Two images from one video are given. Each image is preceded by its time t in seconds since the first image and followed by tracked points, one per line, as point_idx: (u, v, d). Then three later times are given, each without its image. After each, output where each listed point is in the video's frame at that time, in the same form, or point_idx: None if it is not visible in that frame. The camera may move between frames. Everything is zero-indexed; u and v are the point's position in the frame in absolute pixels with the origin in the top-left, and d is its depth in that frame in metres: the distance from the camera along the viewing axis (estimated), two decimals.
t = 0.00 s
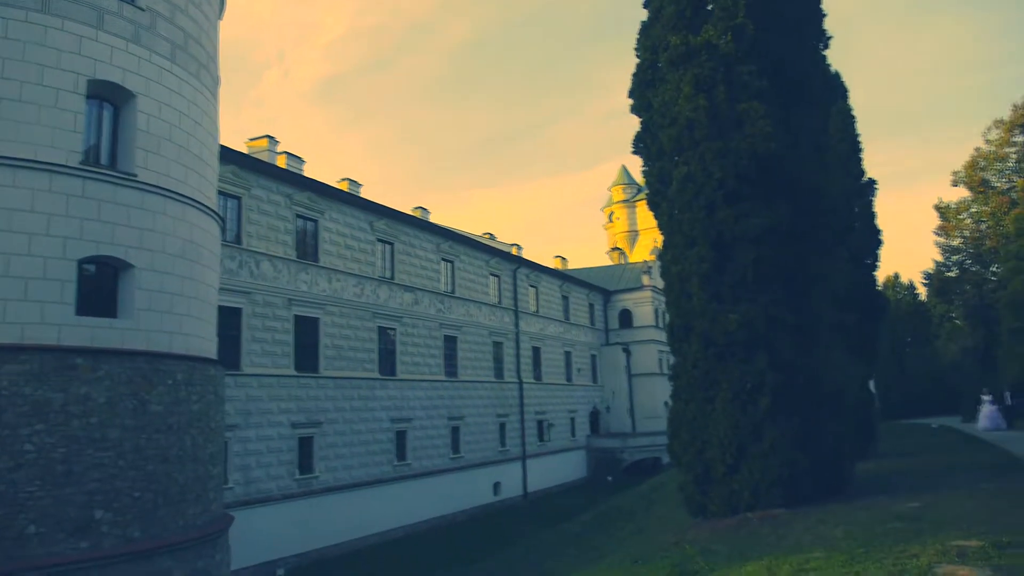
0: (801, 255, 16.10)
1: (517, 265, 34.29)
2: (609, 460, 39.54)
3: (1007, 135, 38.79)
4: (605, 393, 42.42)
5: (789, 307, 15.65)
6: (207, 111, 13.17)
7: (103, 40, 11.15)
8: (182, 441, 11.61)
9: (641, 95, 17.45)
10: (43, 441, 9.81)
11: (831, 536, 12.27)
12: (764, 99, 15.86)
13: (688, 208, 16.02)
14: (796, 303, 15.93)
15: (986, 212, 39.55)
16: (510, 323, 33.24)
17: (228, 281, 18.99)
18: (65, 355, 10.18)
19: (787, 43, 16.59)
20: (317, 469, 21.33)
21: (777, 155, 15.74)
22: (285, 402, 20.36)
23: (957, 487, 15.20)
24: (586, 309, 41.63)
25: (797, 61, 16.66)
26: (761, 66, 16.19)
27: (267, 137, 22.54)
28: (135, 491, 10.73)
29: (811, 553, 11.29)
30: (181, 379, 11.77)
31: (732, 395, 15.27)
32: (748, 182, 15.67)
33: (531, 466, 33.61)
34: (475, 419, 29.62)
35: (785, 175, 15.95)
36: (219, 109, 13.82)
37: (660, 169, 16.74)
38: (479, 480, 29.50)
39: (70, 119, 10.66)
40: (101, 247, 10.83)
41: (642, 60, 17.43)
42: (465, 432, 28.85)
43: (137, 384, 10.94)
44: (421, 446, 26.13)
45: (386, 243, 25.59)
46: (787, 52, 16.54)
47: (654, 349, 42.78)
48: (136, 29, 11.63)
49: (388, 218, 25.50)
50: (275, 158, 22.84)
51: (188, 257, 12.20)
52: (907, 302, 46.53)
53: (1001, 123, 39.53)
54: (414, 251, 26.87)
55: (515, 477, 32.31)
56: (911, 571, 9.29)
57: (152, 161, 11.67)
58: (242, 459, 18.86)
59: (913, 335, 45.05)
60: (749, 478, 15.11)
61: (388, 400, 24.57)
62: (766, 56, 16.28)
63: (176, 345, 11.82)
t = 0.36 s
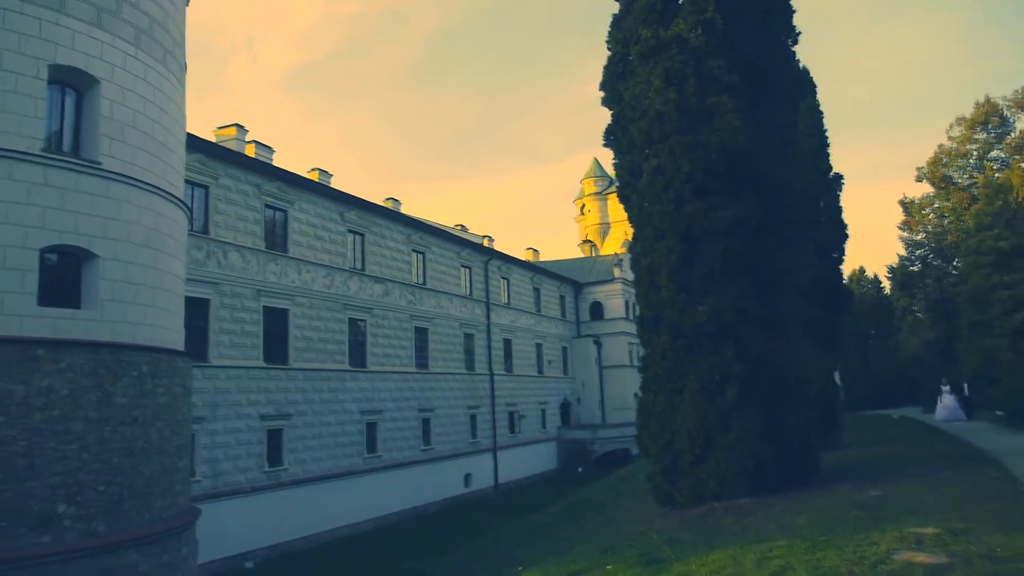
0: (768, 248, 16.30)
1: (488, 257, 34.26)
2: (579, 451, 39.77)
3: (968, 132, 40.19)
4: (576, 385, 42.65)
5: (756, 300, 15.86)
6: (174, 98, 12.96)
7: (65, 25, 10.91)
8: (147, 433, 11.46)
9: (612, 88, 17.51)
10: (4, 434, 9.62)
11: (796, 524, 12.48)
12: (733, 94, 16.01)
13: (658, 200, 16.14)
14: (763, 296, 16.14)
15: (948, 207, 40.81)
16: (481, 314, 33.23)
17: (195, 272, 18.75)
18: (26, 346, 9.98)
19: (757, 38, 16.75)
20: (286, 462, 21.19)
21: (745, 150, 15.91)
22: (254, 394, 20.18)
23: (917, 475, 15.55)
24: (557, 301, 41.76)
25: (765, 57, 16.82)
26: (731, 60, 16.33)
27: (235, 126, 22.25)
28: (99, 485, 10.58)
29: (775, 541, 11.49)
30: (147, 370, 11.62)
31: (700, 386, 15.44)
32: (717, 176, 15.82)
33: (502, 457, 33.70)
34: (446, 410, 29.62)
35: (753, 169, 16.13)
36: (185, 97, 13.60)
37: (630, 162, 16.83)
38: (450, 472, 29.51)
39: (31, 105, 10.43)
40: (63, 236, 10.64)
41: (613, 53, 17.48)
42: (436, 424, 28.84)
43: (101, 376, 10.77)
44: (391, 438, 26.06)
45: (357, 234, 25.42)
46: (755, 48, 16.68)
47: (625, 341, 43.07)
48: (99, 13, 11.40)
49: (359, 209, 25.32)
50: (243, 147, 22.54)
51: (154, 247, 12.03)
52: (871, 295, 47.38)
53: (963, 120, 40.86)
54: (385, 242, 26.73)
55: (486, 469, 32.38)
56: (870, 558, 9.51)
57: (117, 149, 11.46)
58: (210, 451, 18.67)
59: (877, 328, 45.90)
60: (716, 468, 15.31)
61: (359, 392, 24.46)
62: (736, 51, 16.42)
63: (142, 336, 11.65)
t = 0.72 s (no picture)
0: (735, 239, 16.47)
1: (459, 248, 34.19)
2: (548, 441, 40.00)
3: (931, 128, 41.15)
4: (545, 375, 42.86)
5: (723, 292, 16.07)
6: (138, 85, 12.75)
7: (25, 8, 10.66)
8: (111, 426, 11.30)
9: (582, 80, 17.56)
10: None
11: (759, 512, 12.73)
12: (703, 88, 16.15)
13: (626, 193, 16.26)
14: (730, 287, 16.34)
15: (910, 202, 41.76)
16: (451, 305, 33.20)
17: (160, 262, 18.48)
18: None
19: (726, 32, 16.90)
20: (254, 453, 21.03)
21: (713, 143, 16.08)
22: (221, 385, 19.99)
23: (877, 464, 15.90)
24: (527, 292, 41.85)
25: (735, 51, 16.97)
26: (700, 54, 16.48)
27: (202, 113, 21.91)
28: (62, 478, 10.44)
29: (739, 528, 11.70)
30: (111, 361, 11.46)
31: (667, 376, 15.63)
32: (686, 169, 15.98)
33: (471, 448, 33.78)
34: (416, 401, 29.61)
35: (721, 163, 16.30)
36: (150, 83, 13.37)
37: (600, 155, 16.92)
38: (420, 462, 29.52)
39: None
40: (22, 224, 10.43)
41: (583, 45, 17.53)
42: (405, 415, 28.81)
43: (64, 367, 10.60)
44: (361, 429, 25.99)
45: (326, 224, 25.22)
46: (725, 42, 16.82)
47: (595, 332, 43.33)
48: None
49: (328, 199, 25.12)
50: (210, 135, 22.23)
51: (117, 236, 11.84)
52: (835, 287, 48.22)
53: (926, 116, 41.78)
54: (354, 233, 26.56)
55: (456, 460, 32.43)
56: (830, 544, 9.74)
57: (79, 135, 11.25)
58: (176, 443, 18.48)
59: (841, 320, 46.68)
60: (682, 457, 15.55)
61: (328, 383, 24.34)
62: (705, 45, 16.57)
63: (105, 327, 11.48)
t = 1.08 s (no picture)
0: (704, 230, 16.60)
1: (429, 239, 34.06)
2: (518, 432, 40.08)
3: (895, 125, 41.86)
4: (516, 365, 43.01)
5: (690, 284, 16.23)
6: (101, 68, 12.49)
7: None
8: (72, 416, 11.11)
9: (553, 70, 17.56)
10: None
11: (724, 501, 12.90)
12: (673, 80, 16.24)
13: (596, 184, 16.31)
14: (697, 278, 16.48)
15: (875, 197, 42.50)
16: (421, 296, 33.09)
17: (124, 249, 18.16)
18: None
19: (697, 25, 16.98)
20: (220, 444, 20.80)
21: (682, 136, 16.18)
22: (187, 375, 19.72)
23: (838, 453, 16.17)
24: (498, 283, 41.83)
25: (705, 45, 17.09)
26: (671, 47, 16.55)
27: (166, 98, 21.53)
28: (21, 469, 10.24)
29: (703, 516, 11.87)
30: (73, 351, 11.24)
31: (635, 366, 15.75)
32: (655, 161, 16.07)
33: (441, 439, 33.76)
34: (385, 392, 29.49)
35: (690, 156, 16.43)
36: (113, 66, 13.09)
37: (570, 146, 16.94)
38: (389, 453, 29.46)
39: None
40: None
41: (554, 36, 17.51)
42: (374, 405, 28.69)
43: (23, 356, 10.39)
44: (329, 419, 25.83)
45: (294, 212, 24.95)
46: (694, 36, 16.92)
47: (565, 323, 43.46)
48: None
49: (297, 187, 24.85)
50: (175, 121, 21.86)
51: (79, 222, 11.61)
52: (801, 280, 48.94)
53: (890, 113, 42.50)
54: (324, 222, 26.32)
55: (425, 450, 32.39)
56: (792, 531, 9.91)
57: (39, 119, 11.00)
58: (140, 434, 18.22)
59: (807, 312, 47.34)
60: (649, 447, 15.71)
61: (296, 373, 24.14)
62: (675, 38, 16.63)
63: (67, 315, 11.26)
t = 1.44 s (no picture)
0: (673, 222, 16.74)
1: (401, 229, 33.91)
2: (489, 422, 40.13)
3: (862, 120, 42.58)
4: (487, 356, 42.95)
5: (660, 275, 16.37)
6: (64, 51, 12.20)
7: None
8: (34, 406, 10.91)
9: (526, 60, 17.53)
10: None
11: (691, 489, 13.08)
12: (644, 73, 16.32)
13: (567, 175, 16.36)
14: (667, 270, 16.63)
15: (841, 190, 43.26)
16: (393, 286, 32.96)
17: (88, 237, 17.85)
18: None
19: (668, 18, 17.07)
20: (187, 435, 20.57)
21: (653, 128, 16.28)
22: (153, 365, 19.47)
23: (803, 442, 16.45)
24: (470, 273, 41.79)
25: (676, 38, 17.20)
26: (642, 39, 16.62)
27: (132, 83, 21.14)
28: None
29: (670, 505, 12.02)
30: (34, 340, 11.03)
31: (605, 356, 15.88)
32: (626, 153, 16.15)
33: (412, 429, 33.72)
34: (355, 382, 29.37)
35: (661, 148, 16.55)
36: (77, 49, 12.81)
37: (542, 137, 16.95)
38: (359, 444, 29.36)
39: None
40: None
41: (527, 26, 17.49)
42: (345, 396, 28.57)
43: None
44: (299, 410, 25.67)
45: (263, 201, 24.68)
46: (666, 29, 17.02)
47: (536, 314, 43.58)
48: None
49: (266, 175, 24.57)
50: (141, 106, 21.49)
51: (41, 209, 11.37)
52: (769, 273, 49.54)
53: (856, 108, 43.24)
54: (293, 210, 26.07)
55: (396, 441, 32.33)
56: (755, 518, 10.11)
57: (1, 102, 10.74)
58: (105, 424, 17.97)
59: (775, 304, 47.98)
60: (618, 437, 15.86)
61: (265, 363, 23.94)
62: (647, 30, 16.71)
63: (29, 304, 11.04)
